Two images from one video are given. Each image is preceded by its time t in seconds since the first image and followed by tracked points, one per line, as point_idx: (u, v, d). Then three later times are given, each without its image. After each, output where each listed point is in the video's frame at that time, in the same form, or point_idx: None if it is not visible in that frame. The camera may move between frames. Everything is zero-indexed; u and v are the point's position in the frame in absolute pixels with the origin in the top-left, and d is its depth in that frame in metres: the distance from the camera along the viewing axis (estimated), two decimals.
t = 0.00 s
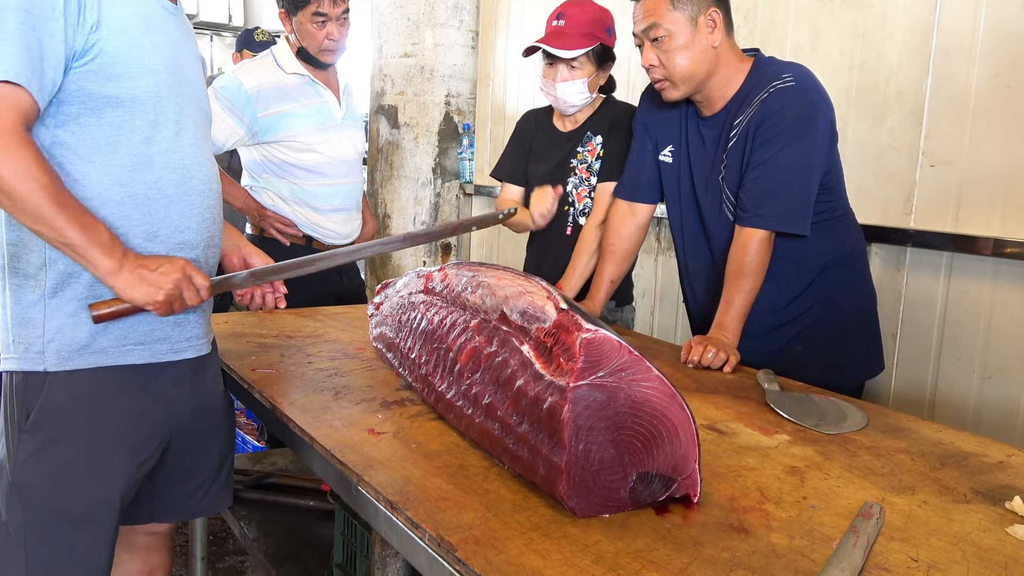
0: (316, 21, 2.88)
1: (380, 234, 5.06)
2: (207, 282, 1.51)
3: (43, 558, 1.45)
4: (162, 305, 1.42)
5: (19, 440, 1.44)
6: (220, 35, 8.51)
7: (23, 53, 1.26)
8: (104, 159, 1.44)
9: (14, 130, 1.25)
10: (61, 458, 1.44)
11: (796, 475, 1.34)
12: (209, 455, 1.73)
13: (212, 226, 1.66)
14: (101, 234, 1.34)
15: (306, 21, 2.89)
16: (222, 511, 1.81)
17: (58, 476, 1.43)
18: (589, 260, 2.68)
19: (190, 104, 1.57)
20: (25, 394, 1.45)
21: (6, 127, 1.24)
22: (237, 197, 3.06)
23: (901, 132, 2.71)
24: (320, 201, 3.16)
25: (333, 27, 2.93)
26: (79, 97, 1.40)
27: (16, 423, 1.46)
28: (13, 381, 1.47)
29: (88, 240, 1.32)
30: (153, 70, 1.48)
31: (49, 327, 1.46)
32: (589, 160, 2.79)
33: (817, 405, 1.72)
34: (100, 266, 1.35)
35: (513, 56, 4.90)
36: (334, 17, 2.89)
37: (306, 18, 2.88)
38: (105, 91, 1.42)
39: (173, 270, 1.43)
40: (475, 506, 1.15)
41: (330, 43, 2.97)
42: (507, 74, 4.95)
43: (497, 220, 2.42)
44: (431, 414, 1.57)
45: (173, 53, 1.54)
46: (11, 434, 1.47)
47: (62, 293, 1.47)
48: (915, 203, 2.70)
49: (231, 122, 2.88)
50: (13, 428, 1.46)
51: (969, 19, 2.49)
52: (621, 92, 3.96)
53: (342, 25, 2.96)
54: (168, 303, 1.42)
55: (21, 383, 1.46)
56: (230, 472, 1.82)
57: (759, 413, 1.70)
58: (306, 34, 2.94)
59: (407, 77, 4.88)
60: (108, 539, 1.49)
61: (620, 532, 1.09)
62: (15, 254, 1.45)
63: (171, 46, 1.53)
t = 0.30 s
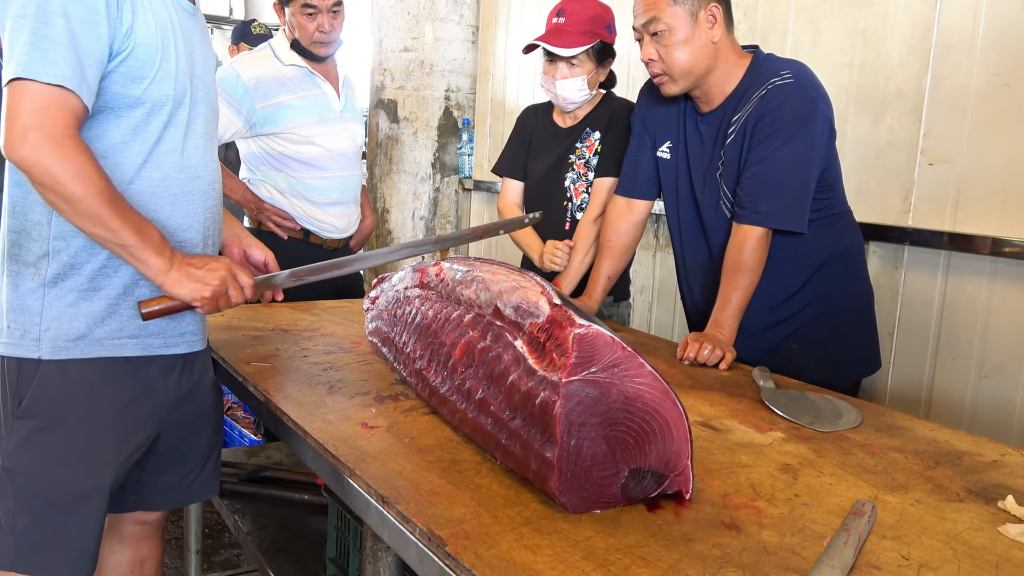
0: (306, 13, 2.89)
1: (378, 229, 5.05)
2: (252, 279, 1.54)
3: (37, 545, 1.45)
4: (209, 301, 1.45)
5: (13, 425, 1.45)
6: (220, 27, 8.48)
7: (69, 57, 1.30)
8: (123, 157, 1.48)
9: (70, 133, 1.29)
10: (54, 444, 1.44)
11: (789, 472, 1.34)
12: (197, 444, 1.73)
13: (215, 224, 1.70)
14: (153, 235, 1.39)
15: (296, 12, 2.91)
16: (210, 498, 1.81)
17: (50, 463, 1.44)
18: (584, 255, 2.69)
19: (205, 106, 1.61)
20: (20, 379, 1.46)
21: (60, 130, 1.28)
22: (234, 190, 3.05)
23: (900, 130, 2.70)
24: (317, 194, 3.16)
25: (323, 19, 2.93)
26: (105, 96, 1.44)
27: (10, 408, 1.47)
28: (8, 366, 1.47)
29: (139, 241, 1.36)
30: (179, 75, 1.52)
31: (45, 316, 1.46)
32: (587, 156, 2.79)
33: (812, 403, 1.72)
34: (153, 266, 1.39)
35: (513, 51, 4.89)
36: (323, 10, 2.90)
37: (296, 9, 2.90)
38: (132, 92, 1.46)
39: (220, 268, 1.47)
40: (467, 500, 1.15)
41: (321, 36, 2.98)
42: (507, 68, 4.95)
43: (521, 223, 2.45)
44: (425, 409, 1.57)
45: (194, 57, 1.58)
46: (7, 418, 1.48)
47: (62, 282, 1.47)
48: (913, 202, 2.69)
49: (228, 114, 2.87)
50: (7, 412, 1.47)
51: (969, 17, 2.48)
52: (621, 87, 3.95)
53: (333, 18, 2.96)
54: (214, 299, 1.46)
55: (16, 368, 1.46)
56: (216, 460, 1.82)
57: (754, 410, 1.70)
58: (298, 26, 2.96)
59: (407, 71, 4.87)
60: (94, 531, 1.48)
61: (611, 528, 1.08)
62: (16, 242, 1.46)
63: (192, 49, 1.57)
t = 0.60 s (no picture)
0: (306, 17, 2.92)
1: (378, 234, 5.05)
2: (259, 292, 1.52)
3: (36, 548, 1.45)
4: (215, 313, 1.42)
5: (17, 429, 1.45)
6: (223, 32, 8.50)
7: (87, 65, 1.31)
8: (134, 165, 1.50)
9: (84, 141, 1.30)
10: (58, 447, 1.44)
11: (784, 483, 1.34)
12: (195, 447, 1.73)
13: (218, 231, 1.72)
14: (162, 245, 1.39)
15: (296, 16, 2.94)
16: (206, 502, 1.80)
17: (52, 466, 1.43)
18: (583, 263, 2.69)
19: (212, 115, 1.64)
20: (24, 383, 1.46)
21: (75, 139, 1.29)
22: (234, 194, 3.06)
23: (899, 139, 2.70)
24: (317, 199, 3.15)
25: (323, 23, 2.96)
26: (120, 104, 1.45)
27: (13, 412, 1.47)
28: (14, 369, 1.47)
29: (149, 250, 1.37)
30: (192, 85, 1.54)
31: (53, 321, 1.46)
32: (586, 163, 2.79)
33: (809, 413, 1.71)
34: (160, 276, 1.39)
35: (514, 58, 4.90)
36: (323, 14, 2.92)
37: (295, 13, 2.93)
38: (147, 101, 1.48)
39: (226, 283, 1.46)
40: (460, 509, 1.14)
41: (320, 40, 3.00)
42: (507, 75, 4.97)
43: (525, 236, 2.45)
44: (420, 416, 1.56)
45: (204, 68, 1.60)
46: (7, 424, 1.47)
47: (70, 287, 1.47)
48: (912, 211, 2.69)
49: (229, 117, 2.89)
50: (10, 416, 1.47)
51: (968, 27, 2.48)
52: (621, 95, 3.96)
53: (332, 22, 2.98)
54: (220, 311, 1.43)
55: (20, 372, 1.46)
56: (213, 465, 1.82)
57: (750, 420, 1.69)
58: (298, 30, 2.97)
59: (408, 77, 4.87)
60: (95, 535, 1.48)
61: (604, 538, 1.08)
62: (25, 246, 1.46)
63: (201, 60, 1.59)
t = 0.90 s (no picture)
0: (316, 29, 2.93)
1: (385, 246, 5.06)
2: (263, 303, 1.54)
3: (43, 554, 1.45)
4: (220, 323, 1.44)
5: (27, 436, 1.46)
6: (234, 47, 8.58)
7: (97, 75, 1.32)
8: (145, 175, 1.51)
9: (94, 151, 1.31)
10: (67, 456, 1.44)
11: (789, 495, 1.33)
12: (202, 456, 1.74)
13: (227, 242, 1.73)
14: (168, 255, 1.40)
15: (306, 29, 2.94)
16: (211, 511, 1.80)
17: (61, 474, 1.44)
18: (590, 273, 2.68)
19: (221, 126, 1.65)
20: (35, 390, 1.47)
21: (85, 148, 1.30)
22: (242, 205, 3.08)
23: (906, 152, 2.70)
24: (323, 211, 3.17)
25: (333, 36, 2.97)
26: (130, 115, 1.46)
27: (23, 419, 1.48)
28: (25, 377, 1.48)
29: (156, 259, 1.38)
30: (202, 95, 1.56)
31: (64, 329, 1.47)
32: (591, 175, 2.80)
33: (815, 426, 1.71)
34: (167, 285, 1.40)
35: (521, 71, 4.94)
36: (333, 27, 2.93)
37: (306, 27, 2.93)
38: (157, 112, 1.49)
39: (232, 294, 1.48)
40: (462, 518, 1.14)
41: (330, 53, 3.00)
42: (515, 89, 5.02)
43: (530, 246, 2.44)
44: (424, 426, 1.56)
45: (214, 79, 1.62)
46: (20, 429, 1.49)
47: (81, 296, 1.47)
48: (919, 224, 2.68)
49: (237, 130, 2.91)
50: (21, 423, 1.48)
51: (974, 40, 2.48)
52: (627, 108, 3.97)
53: (342, 35, 3.00)
54: (224, 321, 1.45)
55: (32, 380, 1.47)
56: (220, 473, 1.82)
57: (755, 432, 1.69)
58: (308, 43, 2.98)
59: (416, 90, 4.90)
60: (102, 542, 1.49)
61: (606, 548, 1.07)
62: (36, 254, 1.46)
63: (212, 72, 1.61)
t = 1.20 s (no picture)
0: (332, 28, 2.93)
1: (394, 245, 5.08)
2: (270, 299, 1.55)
3: (53, 547, 1.46)
4: (226, 317, 1.45)
5: (37, 430, 1.47)
6: (245, 47, 8.63)
7: (105, 71, 1.33)
8: (153, 171, 1.52)
9: (102, 147, 1.32)
10: (77, 449, 1.46)
11: (793, 492, 1.32)
12: (209, 451, 1.75)
13: (237, 237, 1.74)
14: (176, 250, 1.41)
15: (321, 28, 2.94)
16: (218, 506, 1.81)
17: (71, 468, 1.45)
18: (597, 271, 2.67)
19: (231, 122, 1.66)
20: (45, 385, 1.48)
21: (92, 144, 1.31)
22: (251, 203, 3.09)
23: (916, 151, 2.68)
24: (332, 209, 3.19)
25: (348, 34, 2.98)
26: (138, 111, 1.48)
27: (33, 414, 1.49)
28: (35, 372, 1.49)
29: (163, 254, 1.38)
30: (209, 91, 1.57)
31: (73, 324, 1.48)
32: (598, 173, 2.80)
33: (821, 424, 1.70)
34: (174, 280, 1.40)
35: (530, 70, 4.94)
36: (349, 24, 2.94)
37: (321, 25, 2.93)
38: (165, 107, 1.50)
39: (238, 289, 1.49)
40: (464, 512, 1.14)
41: (345, 51, 3.01)
42: (524, 88, 5.03)
43: (538, 243, 2.44)
44: (428, 422, 1.57)
45: (222, 76, 1.63)
46: (30, 423, 1.50)
47: (90, 291, 1.49)
48: (929, 223, 2.67)
49: (246, 128, 2.92)
50: (31, 417, 1.49)
51: (985, 38, 2.46)
52: (636, 107, 3.96)
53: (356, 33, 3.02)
54: (230, 315, 1.45)
55: (42, 375, 1.48)
56: (227, 468, 1.83)
57: (761, 429, 1.68)
58: (322, 41, 2.98)
59: (426, 89, 4.90)
60: (109, 536, 1.50)
61: (608, 543, 1.07)
62: (46, 249, 1.48)
63: (220, 67, 1.62)
